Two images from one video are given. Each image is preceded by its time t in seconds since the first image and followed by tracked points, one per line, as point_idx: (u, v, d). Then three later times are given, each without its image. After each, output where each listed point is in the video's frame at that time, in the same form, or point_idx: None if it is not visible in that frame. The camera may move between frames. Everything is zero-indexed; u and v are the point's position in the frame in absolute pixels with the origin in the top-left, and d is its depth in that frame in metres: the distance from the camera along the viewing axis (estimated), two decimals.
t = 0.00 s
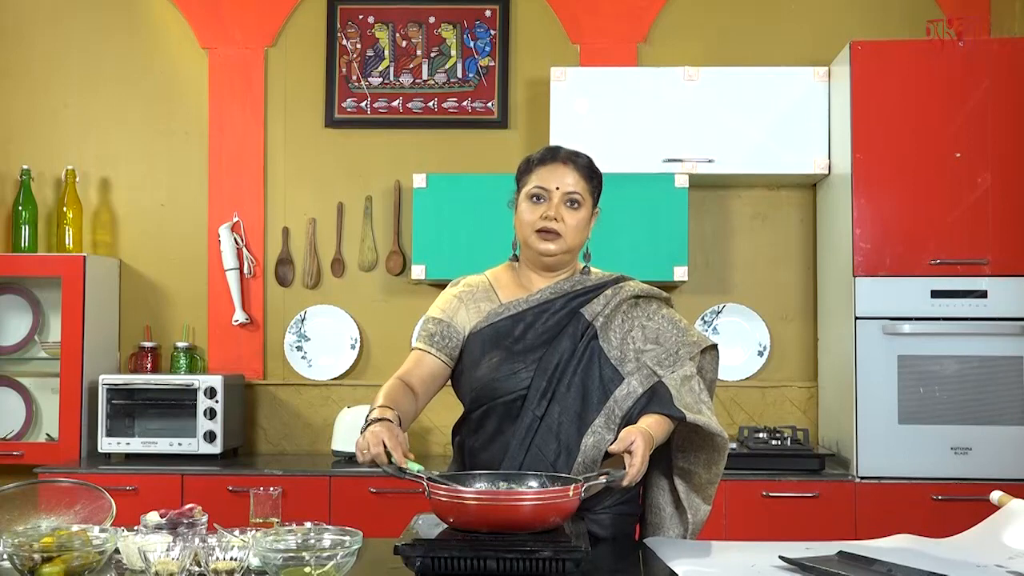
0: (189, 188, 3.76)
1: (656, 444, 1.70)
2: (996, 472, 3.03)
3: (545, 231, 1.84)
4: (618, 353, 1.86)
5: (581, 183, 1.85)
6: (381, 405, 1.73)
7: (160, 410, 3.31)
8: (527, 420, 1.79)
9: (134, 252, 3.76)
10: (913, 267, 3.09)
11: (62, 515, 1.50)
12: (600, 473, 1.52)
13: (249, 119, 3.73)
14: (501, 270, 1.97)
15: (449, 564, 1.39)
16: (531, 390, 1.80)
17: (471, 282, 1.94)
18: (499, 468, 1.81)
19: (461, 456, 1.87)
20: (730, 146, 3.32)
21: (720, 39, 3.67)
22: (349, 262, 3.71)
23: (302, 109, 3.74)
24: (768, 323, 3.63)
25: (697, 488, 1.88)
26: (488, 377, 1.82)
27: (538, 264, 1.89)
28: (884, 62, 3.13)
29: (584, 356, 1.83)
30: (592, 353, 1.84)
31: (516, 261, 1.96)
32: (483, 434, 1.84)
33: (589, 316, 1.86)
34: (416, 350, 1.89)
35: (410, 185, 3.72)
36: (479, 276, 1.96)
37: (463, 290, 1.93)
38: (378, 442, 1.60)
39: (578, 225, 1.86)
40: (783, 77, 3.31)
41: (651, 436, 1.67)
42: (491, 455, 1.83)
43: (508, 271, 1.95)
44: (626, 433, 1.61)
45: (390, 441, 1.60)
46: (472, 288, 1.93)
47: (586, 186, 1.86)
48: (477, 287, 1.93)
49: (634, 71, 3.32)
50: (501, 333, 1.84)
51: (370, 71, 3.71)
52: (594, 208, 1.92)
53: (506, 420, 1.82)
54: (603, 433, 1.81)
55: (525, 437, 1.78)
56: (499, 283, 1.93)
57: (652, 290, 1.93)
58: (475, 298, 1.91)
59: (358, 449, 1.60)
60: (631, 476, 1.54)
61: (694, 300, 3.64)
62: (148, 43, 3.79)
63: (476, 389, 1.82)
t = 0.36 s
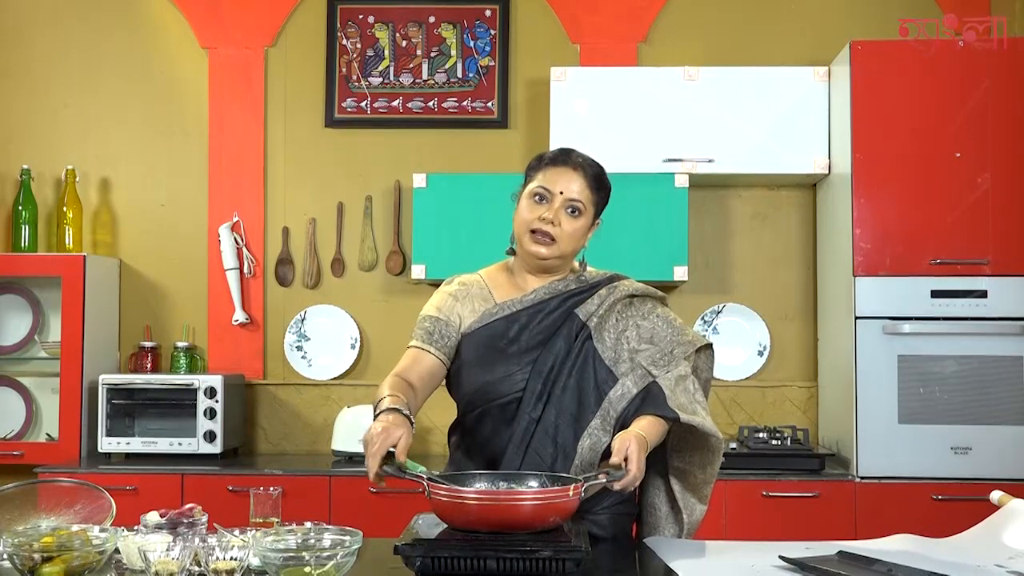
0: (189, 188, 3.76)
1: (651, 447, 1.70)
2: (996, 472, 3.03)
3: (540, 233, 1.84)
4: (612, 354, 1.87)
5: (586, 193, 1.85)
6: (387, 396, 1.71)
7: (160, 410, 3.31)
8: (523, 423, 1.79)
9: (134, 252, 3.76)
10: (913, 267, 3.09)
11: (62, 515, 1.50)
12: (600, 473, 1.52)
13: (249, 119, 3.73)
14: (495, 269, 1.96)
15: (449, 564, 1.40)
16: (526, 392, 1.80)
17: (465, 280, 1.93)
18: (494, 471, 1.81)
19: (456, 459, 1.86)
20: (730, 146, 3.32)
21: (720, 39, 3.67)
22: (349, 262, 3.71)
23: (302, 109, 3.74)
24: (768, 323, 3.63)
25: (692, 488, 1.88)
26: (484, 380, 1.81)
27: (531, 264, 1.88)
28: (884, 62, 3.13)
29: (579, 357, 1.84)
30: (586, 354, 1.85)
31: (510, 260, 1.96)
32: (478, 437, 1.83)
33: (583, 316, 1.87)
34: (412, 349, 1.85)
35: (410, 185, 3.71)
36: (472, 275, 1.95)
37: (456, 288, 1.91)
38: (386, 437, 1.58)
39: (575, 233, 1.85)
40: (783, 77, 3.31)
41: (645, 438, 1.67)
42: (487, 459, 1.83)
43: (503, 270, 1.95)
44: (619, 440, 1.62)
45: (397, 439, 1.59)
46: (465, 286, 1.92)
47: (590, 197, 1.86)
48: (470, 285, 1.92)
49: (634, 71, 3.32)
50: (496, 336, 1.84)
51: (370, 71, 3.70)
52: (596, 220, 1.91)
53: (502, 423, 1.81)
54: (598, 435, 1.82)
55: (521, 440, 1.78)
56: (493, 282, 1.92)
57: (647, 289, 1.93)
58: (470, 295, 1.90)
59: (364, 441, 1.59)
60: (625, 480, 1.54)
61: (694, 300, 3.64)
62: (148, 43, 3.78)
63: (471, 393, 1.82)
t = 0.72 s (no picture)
0: (189, 188, 3.76)
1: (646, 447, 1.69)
2: (996, 472, 3.03)
3: (538, 235, 1.83)
4: (611, 357, 1.86)
5: (580, 191, 1.84)
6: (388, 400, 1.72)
7: (160, 410, 3.31)
8: (522, 428, 1.79)
9: (134, 252, 3.76)
10: (913, 267, 3.09)
11: (62, 515, 1.50)
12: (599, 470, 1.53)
13: (250, 119, 3.73)
14: (490, 270, 1.96)
15: (449, 563, 1.40)
16: (526, 397, 1.80)
17: (460, 282, 1.94)
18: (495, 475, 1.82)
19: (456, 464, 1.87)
20: (730, 145, 3.32)
21: (720, 39, 3.67)
22: (349, 262, 3.71)
23: (303, 109, 3.74)
24: (768, 323, 3.63)
25: (689, 489, 1.89)
26: (482, 385, 1.81)
27: (529, 266, 1.88)
28: (884, 62, 3.13)
29: (578, 360, 1.84)
30: (585, 357, 1.84)
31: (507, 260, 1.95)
32: (478, 442, 1.84)
33: (581, 319, 1.87)
34: (411, 354, 1.86)
35: (410, 185, 3.72)
36: (467, 276, 1.95)
37: (451, 291, 1.92)
38: (387, 439, 1.58)
39: (572, 232, 1.85)
40: (783, 77, 3.31)
41: (639, 438, 1.66)
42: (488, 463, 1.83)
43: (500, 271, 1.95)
44: (612, 437, 1.61)
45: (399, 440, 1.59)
46: (460, 288, 1.92)
47: (584, 195, 1.85)
48: (465, 287, 1.92)
49: (634, 71, 3.32)
50: (493, 340, 1.84)
51: (370, 71, 3.71)
52: (591, 214, 1.91)
53: (501, 428, 1.82)
54: (598, 439, 1.82)
55: (521, 444, 1.78)
56: (489, 283, 1.92)
57: (645, 290, 1.93)
58: (466, 297, 1.90)
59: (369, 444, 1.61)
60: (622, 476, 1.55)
61: (694, 300, 3.64)
62: (148, 43, 3.79)
63: (470, 398, 1.82)
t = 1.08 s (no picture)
0: (189, 188, 3.76)
1: (642, 434, 1.70)
2: (996, 472, 3.03)
3: (540, 243, 1.83)
4: (612, 355, 1.86)
5: (577, 194, 1.83)
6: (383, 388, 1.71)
7: (160, 410, 3.31)
8: (524, 425, 1.79)
9: (134, 252, 3.76)
10: (912, 267, 3.09)
11: (62, 515, 1.50)
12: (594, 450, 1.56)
13: (250, 119, 3.73)
14: (490, 271, 1.96)
15: (449, 563, 1.40)
16: (528, 394, 1.80)
17: (459, 282, 1.94)
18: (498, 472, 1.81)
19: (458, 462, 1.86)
20: (730, 145, 3.32)
21: (720, 39, 3.67)
22: (349, 262, 3.71)
23: (303, 109, 3.74)
24: (768, 323, 3.63)
25: (688, 487, 1.89)
26: (484, 383, 1.81)
27: (532, 272, 1.89)
28: (883, 62, 3.13)
29: (580, 358, 1.83)
30: (587, 355, 1.84)
31: (506, 262, 1.95)
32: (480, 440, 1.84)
33: (583, 318, 1.87)
34: (408, 350, 1.85)
35: (410, 185, 3.71)
36: (466, 276, 1.95)
37: (450, 290, 1.92)
38: (384, 428, 1.58)
39: (572, 235, 1.85)
40: (783, 77, 3.31)
41: (635, 422, 1.67)
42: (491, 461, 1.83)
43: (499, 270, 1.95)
44: (606, 419, 1.62)
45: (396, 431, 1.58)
46: (459, 288, 1.92)
47: (580, 197, 1.84)
48: (465, 287, 1.92)
49: (635, 71, 3.32)
50: (495, 339, 1.84)
51: (370, 71, 3.71)
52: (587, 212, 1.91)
53: (503, 425, 1.81)
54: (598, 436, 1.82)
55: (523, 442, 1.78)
56: (489, 284, 1.92)
57: (643, 290, 1.94)
58: (465, 297, 1.90)
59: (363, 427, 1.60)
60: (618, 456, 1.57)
61: (694, 300, 3.64)
62: (148, 43, 3.79)
63: (472, 396, 1.82)
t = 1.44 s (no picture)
0: (189, 188, 3.76)
1: (643, 423, 1.72)
2: (997, 472, 3.03)
3: (536, 240, 1.83)
4: (611, 352, 1.87)
5: (571, 191, 1.83)
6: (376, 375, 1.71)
7: (160, 410, 3.31)
8: (524, 419, 1.79)
9: (134, 252, 3.76)
10: (912, 267, 3.09)
11: (62, 515, 1.50)
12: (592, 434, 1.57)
13: (250, 119, 3.73)
14: (489, 270, 1.95)
15: (449, 563, 1.40)
16: (528, 389, 1.80)
17: (459, 281, 1.94)
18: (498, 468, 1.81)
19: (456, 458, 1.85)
20: (730, 145, 3.32)
21: (720, 39, 3.67)
22: (349, 262, 3.71)
23: (303, 109, 3.74)
24: (768, 323, 3.63)
25: (688, 484, 1.88)
26: (485, 377, 1.81)
27: (529, 269, 1.88)
28: (883, 62, 3.13)
29: (580, 355, 1.84)
30: (586, 352, 1.85)
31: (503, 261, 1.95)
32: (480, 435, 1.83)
33: (582, 315, 1.87)
34: (404, 344, 1.84)
35: (410, 185, 3.71)
36: (466, 275, 1.95)
37: (450, 288, 1.92)
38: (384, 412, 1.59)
39: (568, 231, 1.85)
40: (783, 77, 3.31)
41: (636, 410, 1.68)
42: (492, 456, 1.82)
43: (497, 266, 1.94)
44: (606, 403, 1.63)
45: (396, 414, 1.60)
46: (459, 286, 1.92)
47: (574, 193, 1.84)
48: (464, 285, 1.92)
49: (635, 71, 3.32)
50: (495, 335, 1.84)
51: (370, 71, 3.71)
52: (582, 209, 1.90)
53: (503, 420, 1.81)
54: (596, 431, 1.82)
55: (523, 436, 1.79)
56: (489, 283, 1.92)
57: (641, 289, 1.94)
58: (464, 295, 1.90)
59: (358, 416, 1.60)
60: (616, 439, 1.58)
61: (694, 300, 3.64)
62: (148, 43, 3.79)
63: (472, 390, 1.82)
